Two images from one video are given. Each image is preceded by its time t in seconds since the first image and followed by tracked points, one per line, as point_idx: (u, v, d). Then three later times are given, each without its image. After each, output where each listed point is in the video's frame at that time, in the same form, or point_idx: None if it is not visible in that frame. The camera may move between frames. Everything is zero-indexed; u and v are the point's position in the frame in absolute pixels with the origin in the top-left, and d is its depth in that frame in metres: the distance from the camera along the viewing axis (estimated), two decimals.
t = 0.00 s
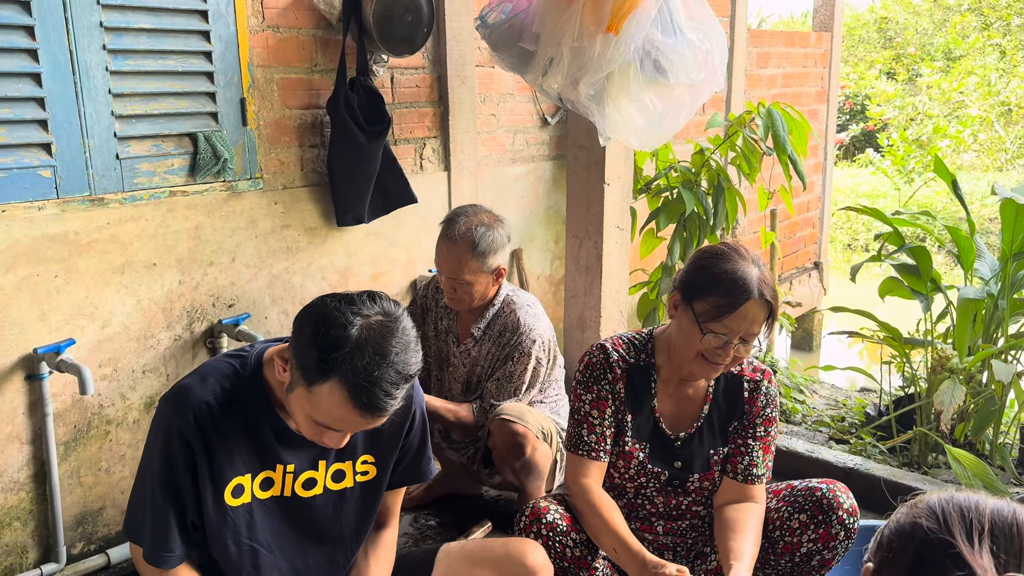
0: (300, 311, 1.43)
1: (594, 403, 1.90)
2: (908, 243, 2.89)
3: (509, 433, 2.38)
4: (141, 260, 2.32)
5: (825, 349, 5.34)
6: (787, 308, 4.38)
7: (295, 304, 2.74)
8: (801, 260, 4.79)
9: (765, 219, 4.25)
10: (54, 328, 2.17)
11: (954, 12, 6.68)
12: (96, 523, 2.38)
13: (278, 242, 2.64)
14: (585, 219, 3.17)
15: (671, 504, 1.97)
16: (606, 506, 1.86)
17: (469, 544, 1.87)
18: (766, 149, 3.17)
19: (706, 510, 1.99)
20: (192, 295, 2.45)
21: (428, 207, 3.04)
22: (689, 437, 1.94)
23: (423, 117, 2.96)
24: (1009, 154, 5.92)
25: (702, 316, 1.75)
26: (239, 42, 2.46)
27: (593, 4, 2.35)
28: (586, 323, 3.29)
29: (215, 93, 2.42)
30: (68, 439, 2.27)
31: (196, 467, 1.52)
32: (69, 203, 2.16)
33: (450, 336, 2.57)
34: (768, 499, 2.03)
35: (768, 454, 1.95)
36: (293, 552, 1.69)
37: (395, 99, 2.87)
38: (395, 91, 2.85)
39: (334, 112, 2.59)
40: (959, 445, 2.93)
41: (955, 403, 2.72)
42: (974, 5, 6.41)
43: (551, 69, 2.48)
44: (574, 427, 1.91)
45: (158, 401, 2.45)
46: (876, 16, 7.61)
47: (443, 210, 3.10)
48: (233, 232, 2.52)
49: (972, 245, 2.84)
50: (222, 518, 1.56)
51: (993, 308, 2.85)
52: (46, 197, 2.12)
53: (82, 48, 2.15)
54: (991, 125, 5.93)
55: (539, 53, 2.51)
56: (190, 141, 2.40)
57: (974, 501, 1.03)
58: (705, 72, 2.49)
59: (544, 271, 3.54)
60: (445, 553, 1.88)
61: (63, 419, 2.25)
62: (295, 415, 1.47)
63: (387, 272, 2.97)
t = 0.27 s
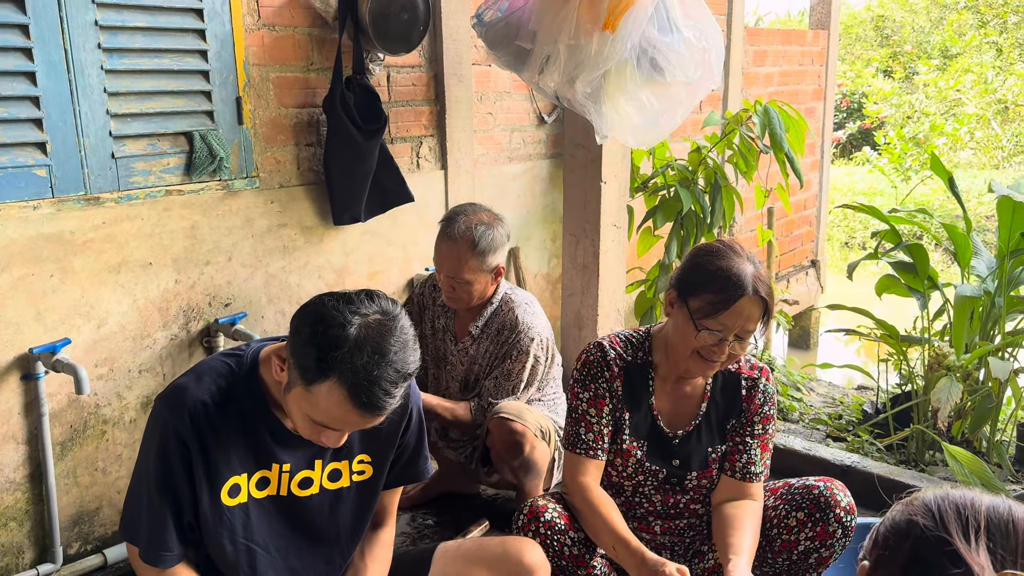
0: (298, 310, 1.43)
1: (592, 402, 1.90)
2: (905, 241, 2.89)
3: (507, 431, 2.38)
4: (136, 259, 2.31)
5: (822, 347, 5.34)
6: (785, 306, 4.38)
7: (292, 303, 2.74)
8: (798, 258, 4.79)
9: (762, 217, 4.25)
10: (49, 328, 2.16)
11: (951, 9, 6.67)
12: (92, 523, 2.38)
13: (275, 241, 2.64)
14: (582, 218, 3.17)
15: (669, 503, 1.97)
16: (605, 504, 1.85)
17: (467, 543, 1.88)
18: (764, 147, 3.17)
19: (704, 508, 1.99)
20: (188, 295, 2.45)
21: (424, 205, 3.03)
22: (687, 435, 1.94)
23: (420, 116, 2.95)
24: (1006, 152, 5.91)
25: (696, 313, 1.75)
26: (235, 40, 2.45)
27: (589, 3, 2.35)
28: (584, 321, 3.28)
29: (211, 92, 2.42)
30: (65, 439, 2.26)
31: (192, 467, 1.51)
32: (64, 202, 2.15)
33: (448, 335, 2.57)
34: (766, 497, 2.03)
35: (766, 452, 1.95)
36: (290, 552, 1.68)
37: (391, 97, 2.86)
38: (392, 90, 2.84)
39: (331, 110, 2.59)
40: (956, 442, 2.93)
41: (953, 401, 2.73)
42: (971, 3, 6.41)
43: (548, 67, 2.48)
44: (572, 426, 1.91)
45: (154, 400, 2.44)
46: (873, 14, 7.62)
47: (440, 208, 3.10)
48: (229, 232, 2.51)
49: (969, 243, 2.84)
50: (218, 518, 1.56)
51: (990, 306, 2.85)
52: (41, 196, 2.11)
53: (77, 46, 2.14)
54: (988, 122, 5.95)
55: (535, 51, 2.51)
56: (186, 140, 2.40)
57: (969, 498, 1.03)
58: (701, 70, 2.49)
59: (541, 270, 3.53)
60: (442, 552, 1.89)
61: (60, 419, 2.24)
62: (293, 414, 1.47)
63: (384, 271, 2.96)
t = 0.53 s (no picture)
0: (295, 309, 1.42)
1: (587, 401, 1.89)
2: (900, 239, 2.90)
3: (503, 430, 2.38)
4: (131, 259, 2.31)
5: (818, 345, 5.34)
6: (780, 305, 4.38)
7: (287, 303, 2.73)
8: (794, 256, 4.80)
9: (758, 216, 4.25)
10: (43, 328, 2.16)
11: (946, 8, 6.67)
12: (87, 524, 2.37)
13: (270, 240, 2.63)
14: (577, 216, 3.16)
15: (666, 501, 1.98)
16: (605, 503, 1.85)
17: (463, 542, 1.88)
18: (759, 145, 3.18)
19: (702, 506, 2.00)
20: (183, 294, 2.44)
21: (420, 204, 3.03)
22: (682, 432, 1.94)
23: (415, 114, 2.95)
24: (1000, 150, 5.85)
25: (685, 309, 1.75)
26: (229, 39, 2.45)
27: (584, 1, 2.35)
28: (579, 320, 3.28)
29: (205, 91, 2.41)
30: (59, 439, 2.26)
31: (187, 466, 1.51)
32: (57, 201, 2.15)
33: (444, 334, 2.57)
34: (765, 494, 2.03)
35: (764, 442, 1.96)
36: (285, 551, 1.68)
37: (386, 96, 2.86)
38: (387, 89, 2.84)
39: (326, 110, 2.59)
40: (951, 439, 2.94)
41: (947, 398, 2.73)
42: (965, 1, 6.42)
43: (542, 66, 2.48)
44: (568, 426, 1.91)
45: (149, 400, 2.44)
46: (869, 12, 7.65)
47: (435, 207, 3.09)
48: (224, 231, 2.51)
49: (963, 241, 2.86)
50: (212, 518, 1.56)
51: (984, 303, 2.87)
52: (34, 196, 2.11)
53: (70, 45, 2.13)
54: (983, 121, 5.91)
55: (530, 50, 2.50)
56: (180, 140, 2.39)
57: (960, 493, 1.03)
58: (697, 68, 2.49)
59: (537, 268, 3.53)
60: (438, 551, 1.89)
61: (54, 419, 2.24)
62: (290, 414, 1.47)
63: (379, 270, 2.96)
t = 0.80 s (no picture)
0: (290, 309, 1.42)
1: (585, 403, 1.89)
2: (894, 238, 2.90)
3: (498, 430, 2.38)
4: (124, 260, 2.30)
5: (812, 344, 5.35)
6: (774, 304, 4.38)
7: (281, 303, 2.73)
8: (788, 255, 4.81)
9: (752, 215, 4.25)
10: (36, 330, 2.15)
11: (939, 7, 6.70)
12: (80, 526, 2.36)
13: (263, 241, 2.63)
14: (572, 216, 3.16)
15: (666, 500, 1.98)
16: (611, 506, 1.84)
17: (457, 543, 1.89)
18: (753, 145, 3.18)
19: (702, 502, 2.00)
20: (176, 295, 2.44)
21: (414, 204, 3.03)
22: (677, 429, 1.95)
23: (409, 115, 2.94)
24: (994, 149, 5.85)
25: (669, 309, 1.77)
26: (222, 40, 2.44)
27: (577, 1, 2.34)
28: (574, 320, 3.28)
29: (198, 91, 2.40)
30: (52, 441, 2.25)
31: (180, 467, 1.51)
32: (49, 203, 2.14)
33: (439, 334, 2.56)
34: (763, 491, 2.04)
35: (757, 428, 1.98)
36: (279, 552, 1.68)
37: (380, 96, 2.85)
38: (381, 89, 2.83)
39: (319, 110, 2.58)
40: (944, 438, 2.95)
41: (941, 397, 2.73)
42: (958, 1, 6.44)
43: (536, 66, 2.48)
44: (568, 429, 1.90)
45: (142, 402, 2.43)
46: (863, 12, 7.67)
47: (430, 207, 3.09)
48: (217, 232, 2.50)
49: (957, 240, 2.87)
50: (206, 519, 1.55)
51: (978, 302, 2.89)
52: (26, 197, 2.10)
53: (62, 46, 2.12)
54: (976, 120, 5.91)
55: (523, 50, 2.50)
56: (173, 140, 2.38)
57: (953, 493, 1.03)
58: (690, 68, 2.49)
59: (531, 268, 3.53)
60: (432, 552, 1.90)
61: (47, 421, 2.23)
62: (285, 414, 1.47)
63: (373, 271, 2.96)
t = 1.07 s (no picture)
0: (284, 311, 1.42)
1: (585, 405, 1.89)
2: (886, 238, 2.91)
3: (491, 431, 2.37)
4: (116, 261, 2.29)
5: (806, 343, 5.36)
6: (768, 304, 4.39)
7: (274, 305, 2.72)
8: (781, 255, 4.81)
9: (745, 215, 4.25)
10: (28, 332, 2.14)
11: (931, 7, 6.73)
12: (73, 529, 2.35)
13: (256, 242, 2.62)
14: (565, 216, 3.16)
15: (666, 498, 1.98)
16: (620, 507, 1.84)
17: (452, 543, 1.88)
18: (745, 145, 3.19)
19: (700, 498, 2.03)
20: (169, 297, 2.43)
21: (407, 205, 3.02)
22: (672, 424, 1.96)
23: (402, 115, 2.94)
24: (986, 148, 5.84)
25: (656, 313, 1.80)
26: (214, 40, 2.43)
27: (570, 2, 2.34)
28: (567, 320, 3.28)
29: (190, 92, 2.40)
30: (44, 443, 2.24)
31: (173, 468, 1.50)
32: (41, 204, 2.13)
33: (433, 334, 2.56)
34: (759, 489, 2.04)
35: (749, 413, 2.01)
36: (272, 553, 1.68)
37: (373, 97, 2.84)
38: (373, 89, 2.83)
39: (312, 110, 2.57)
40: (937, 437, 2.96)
41: (934, 395, 2.74)
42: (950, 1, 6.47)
43: (529, 66, 2.47)
44: (569, 433, 1.89)
45: (135, 404, 2.42)
46: (855, 12, 7.69)
47: (423, 208, 3.09)
48: (210, 233, 2.50)
49: (949, 240, 2.87)
50: (199, 520, 1.55)
51: (970, 301, 2.90)
52: (17, 199, 2.09)
53: (53, 47, 2.12)
54: (968, 120, 5.96)
55: (516, 50, 2.50)
56: (165, 141, 2.38)
57: (937, 491, 1.03)
58: (683, 68, 2.49)
59: (525, 269, 3.53)
60: (427, 552, 1.89)
61: (39, 424, 2.22)
62: (279, 416, 1.47)
63: (367, 272, 2.95)
